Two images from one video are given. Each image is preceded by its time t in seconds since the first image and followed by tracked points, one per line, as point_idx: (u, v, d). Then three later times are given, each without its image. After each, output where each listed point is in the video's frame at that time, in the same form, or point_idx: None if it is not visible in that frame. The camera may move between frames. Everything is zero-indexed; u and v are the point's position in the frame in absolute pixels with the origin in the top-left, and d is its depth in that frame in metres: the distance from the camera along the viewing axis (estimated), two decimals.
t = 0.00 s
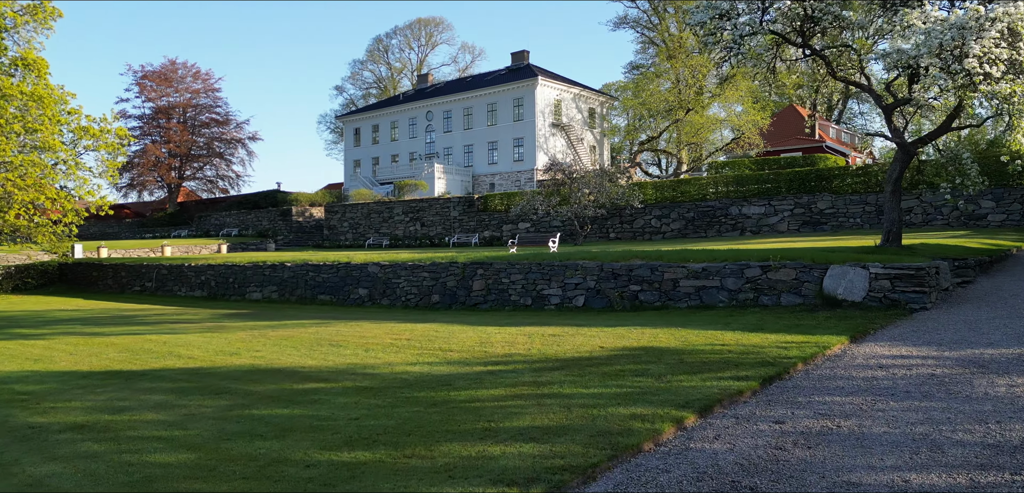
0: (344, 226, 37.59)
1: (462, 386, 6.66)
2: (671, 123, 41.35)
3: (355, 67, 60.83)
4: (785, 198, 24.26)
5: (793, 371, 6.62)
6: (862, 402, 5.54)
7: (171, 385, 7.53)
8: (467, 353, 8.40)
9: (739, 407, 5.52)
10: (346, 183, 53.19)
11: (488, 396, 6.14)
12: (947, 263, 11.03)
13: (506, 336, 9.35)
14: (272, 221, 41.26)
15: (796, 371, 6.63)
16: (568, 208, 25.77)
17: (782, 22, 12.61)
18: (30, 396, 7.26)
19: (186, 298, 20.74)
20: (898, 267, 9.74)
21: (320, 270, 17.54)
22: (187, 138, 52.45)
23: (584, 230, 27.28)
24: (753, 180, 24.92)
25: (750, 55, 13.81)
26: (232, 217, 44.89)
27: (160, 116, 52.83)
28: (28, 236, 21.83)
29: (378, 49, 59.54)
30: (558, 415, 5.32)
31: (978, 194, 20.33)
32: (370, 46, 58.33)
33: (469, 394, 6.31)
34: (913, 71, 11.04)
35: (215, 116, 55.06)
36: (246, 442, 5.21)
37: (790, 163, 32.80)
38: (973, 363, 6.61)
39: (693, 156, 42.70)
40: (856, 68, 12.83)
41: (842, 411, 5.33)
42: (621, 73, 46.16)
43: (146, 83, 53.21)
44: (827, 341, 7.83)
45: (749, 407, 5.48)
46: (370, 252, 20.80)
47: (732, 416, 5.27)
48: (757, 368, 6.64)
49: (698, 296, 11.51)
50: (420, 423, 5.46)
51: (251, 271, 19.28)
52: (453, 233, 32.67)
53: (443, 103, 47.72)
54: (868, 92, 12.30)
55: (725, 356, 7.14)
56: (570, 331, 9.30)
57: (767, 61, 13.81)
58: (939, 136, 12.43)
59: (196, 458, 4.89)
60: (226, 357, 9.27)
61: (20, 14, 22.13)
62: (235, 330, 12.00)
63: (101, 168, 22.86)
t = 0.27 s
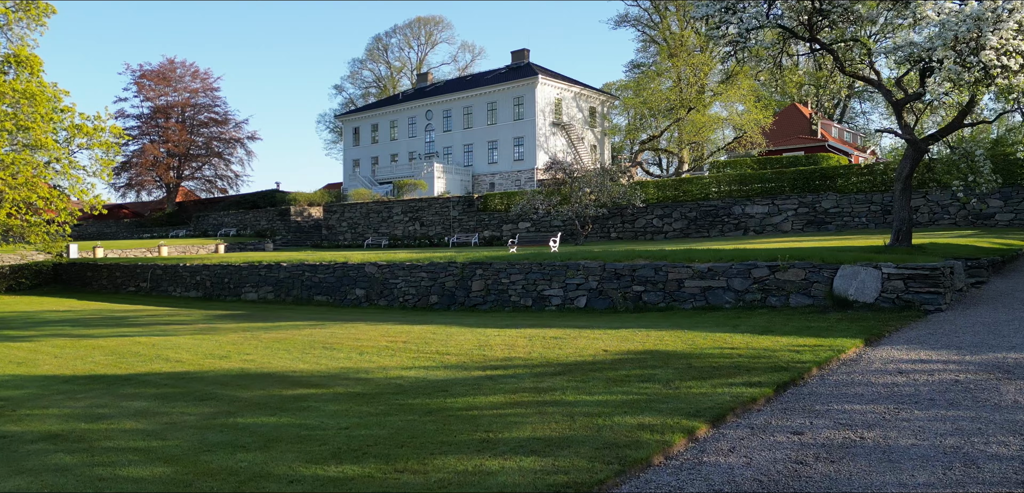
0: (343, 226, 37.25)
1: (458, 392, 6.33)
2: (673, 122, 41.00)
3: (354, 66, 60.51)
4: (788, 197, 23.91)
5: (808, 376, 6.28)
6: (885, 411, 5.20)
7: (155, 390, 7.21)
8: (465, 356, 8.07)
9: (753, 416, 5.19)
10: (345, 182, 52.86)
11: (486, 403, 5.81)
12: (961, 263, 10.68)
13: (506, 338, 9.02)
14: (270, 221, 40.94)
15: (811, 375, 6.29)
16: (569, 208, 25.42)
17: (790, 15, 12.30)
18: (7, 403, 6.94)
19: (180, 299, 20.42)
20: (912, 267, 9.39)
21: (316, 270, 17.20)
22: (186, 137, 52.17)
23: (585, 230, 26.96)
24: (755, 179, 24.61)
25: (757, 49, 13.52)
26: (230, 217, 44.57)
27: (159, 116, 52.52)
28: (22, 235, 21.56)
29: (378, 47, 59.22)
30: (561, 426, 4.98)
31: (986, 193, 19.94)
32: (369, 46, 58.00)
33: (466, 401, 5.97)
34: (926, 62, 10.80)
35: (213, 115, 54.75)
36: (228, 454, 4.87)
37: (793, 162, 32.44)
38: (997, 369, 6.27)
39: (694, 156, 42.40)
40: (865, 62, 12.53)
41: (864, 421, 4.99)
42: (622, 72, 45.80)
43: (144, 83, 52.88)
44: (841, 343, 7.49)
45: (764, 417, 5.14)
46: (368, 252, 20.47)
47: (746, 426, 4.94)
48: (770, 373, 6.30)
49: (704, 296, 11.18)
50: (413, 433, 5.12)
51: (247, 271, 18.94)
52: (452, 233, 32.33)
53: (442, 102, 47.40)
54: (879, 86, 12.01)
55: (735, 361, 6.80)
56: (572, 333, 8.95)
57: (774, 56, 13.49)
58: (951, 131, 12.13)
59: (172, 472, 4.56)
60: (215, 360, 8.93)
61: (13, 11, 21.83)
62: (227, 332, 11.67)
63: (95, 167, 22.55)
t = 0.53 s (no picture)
0: (341, 226, 36.92)
1: (455, 399, 5.99)
2: (674, 121, 40.65)
3: (353, 65, 60.17)
4: (792, 196, 23.59)
5: (825, 382, 5.95)
6: (910, 421, 4.87)
7: (137, 397, 6.87)
8: (463, 360, 7.73)
9: (769, 426, 4.85)
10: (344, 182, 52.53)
11: (484, 412, 5.47)
12: (976, 263, 10.35)
13: (505, 341, 8.68)
14: (268, 221, 40.59)
15: (828, 382, 5.96)
16: (570, 207, 25.07)
17: (798, 8, 11.98)
18: None
19: (175, 299, 20.09)
20: (927, 267, 9.06)
21: (312, 270, 16.86)
22: (184, 137, 51.84)
23: (586, 230, 26.63)
24: (758, 179, 24.29)
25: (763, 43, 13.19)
26: (227, 217, 44.24)
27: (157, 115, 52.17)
28: (14, 235, 21.24)
29: (377, 46, 58.88)
30: (564, 437, 4.64)
31: (994, 192, 19.56)
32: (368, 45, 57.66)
33: (463, 409, 5.64)
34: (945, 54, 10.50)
35: (212, 114, 54.39)
36: (207, 468, 4.54)
37: (795, 161, 32.10)
38: None
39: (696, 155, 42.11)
40: (875, 54, 12.20)
41: (890, 432, 4.65)
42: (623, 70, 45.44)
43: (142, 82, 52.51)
44: (857, 347, 7.15)
45: (782, 427, 4.81)
46: (366, 251, 20.13)
47: (763, 438, 4.60)
48: (784, 379, 5.96)
49: (709, 297, 10.84)
50: (406, 445, 4.78)
51: (242, 271, 18.59)
52: (452, 233, 32.01)
53: (442, 100, 47.08)
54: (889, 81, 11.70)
55: (746, 366, 6.46)
56: (575, 336, 8.62)
57: (780, 51, 13.17)
58: (963, 128, 11.82)
59: (145, 488, 4.23)
60: (203, 364, 8.60)
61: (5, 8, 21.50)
62: (218, 334, 11.34)
63: (89, 165, 22.21)
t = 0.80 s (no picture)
0: (340, 225, 36.59)
1: (451, 407, 5.65)
2: (675, 120, 40.29)
3: (353, 64, 59.83)
4: (796, 195, 23.23)
5: (843, 389, 5.60)
6: (939, 432, 4.54)
7: (118, 404, 6.53)
8: (460, 364, 7.39)
9: (788, 439, 4.50)
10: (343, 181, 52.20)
11: (482, 422, 5.13)
12: (992, 263, 10.00)
13: (505, 344, 8.33)
14: (266, 221, 40.24)
15: (846, 389, 5.62)
16: (571, 206, 24.69)
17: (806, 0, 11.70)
18: None
19: (169, 300, 19.75)
20: (942, 267, 8.73)
21: (308, 270, 16.52)
22: (182, 136, 51.50)
23: (587, 229, 26.27)
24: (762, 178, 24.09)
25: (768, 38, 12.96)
26: (225, 216, 43.90)
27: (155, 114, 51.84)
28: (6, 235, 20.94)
29: (376, 45, 58.55)
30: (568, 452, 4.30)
31: (1003, 190, 19.16)
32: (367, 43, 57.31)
33: (459, 418, 5.29)
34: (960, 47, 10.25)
35: (210, 114, 54.02)
36: (182, 484, 4.20)
37: (797, 160, 31.75)
38: None
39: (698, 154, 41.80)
40: (885, 47, 11.92)
41: (919, 445, 4.31)
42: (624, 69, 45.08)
43: (140, 81, 52.10)
44: (874, 351, 6.82)
45: (801, 439, 4.47)
46: (363, 251, 19.79)
47: (783, 452, 4.26)
48: (801, 386, 5.62)
49: (716, 298, 10.50)
50: (397, 458, 4.44)
51: (237, 272, 18.26)
52: (451, 233, 31.66)
53: (442, 99, 46.75)
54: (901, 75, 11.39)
55: (758, 371, 6.12)
56: (577, 339, 8.27)
57: (787, 45, 12.88)
58: (976, 123, 11.51)
59: None
60: (190, 368, 8.27)
61: None
62: (209, 336, 11.00)
63: (82, 164, 21.89)
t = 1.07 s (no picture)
0: (338, 225, 36.26)
1: (446, 416, 5.31)
2: (677, 119, 39.92)
3: (352, 63, 59.52)
4: (800, 194, 22.90)
5: (864, 397, 5.27)
6: (972, 445, 4.21)
7: (96, 411, 6.20)
8: (458, 369, 7.05)
9: (810, 453, 4.17)
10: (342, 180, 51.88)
11: (479, 433, 4.79)
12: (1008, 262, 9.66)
13: (504, 347, 7.99)
14: (264, 221, 39.88)
15: (867, 396, 5.29)
16: (572, 205, 24.33)
17: None
18: None
19: (163, 300, 19.43)
20: (959, 266, 8.40)
21: (304, 270, 16.18)
22: (180, 136, 51.15)
23: (588, 228, 25.93)
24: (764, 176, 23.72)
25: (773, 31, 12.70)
26: (223, 216, 43.55)
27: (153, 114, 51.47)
28: None
29: (376, 44, 58.23)
30: (573, 467, 3.97)
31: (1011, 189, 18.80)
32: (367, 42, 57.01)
33: (455, 428, 4.95)
34: (976, 41, 10.00)
35: (209, 113, 53.65)
36: None
37: (800, 159, 31.40)
38: None
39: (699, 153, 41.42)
40: (895, 41, 11.62)
41: (952, 460, 3.98)
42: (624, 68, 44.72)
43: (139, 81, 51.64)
44: (892, 355, 6.49)
45: (824, 453, 4.14)
46: (361, 251, 19.46)
47: (805, 467, 3.93)
48: (818, 393, 5.28)
49: (722, 299, 10.16)
50: (386, 474, 4.11)
51: (232, 272, 17.93)
52: (451, 232, 31.31)
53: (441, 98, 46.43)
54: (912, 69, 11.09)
55: (772, 377, 5.79)
56: (579, 342, 7.94)
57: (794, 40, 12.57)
58: (989, 118, 11.20)
59: None
60: (177, 371, 7.94)
61: None
62: (199, 338, 10.67)
63: (75, 162, 21.58)
